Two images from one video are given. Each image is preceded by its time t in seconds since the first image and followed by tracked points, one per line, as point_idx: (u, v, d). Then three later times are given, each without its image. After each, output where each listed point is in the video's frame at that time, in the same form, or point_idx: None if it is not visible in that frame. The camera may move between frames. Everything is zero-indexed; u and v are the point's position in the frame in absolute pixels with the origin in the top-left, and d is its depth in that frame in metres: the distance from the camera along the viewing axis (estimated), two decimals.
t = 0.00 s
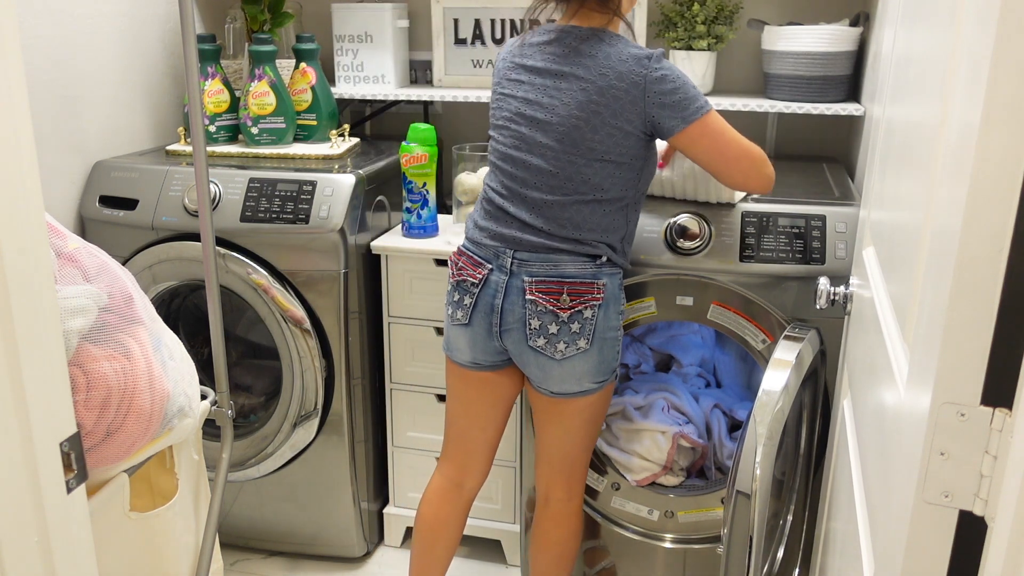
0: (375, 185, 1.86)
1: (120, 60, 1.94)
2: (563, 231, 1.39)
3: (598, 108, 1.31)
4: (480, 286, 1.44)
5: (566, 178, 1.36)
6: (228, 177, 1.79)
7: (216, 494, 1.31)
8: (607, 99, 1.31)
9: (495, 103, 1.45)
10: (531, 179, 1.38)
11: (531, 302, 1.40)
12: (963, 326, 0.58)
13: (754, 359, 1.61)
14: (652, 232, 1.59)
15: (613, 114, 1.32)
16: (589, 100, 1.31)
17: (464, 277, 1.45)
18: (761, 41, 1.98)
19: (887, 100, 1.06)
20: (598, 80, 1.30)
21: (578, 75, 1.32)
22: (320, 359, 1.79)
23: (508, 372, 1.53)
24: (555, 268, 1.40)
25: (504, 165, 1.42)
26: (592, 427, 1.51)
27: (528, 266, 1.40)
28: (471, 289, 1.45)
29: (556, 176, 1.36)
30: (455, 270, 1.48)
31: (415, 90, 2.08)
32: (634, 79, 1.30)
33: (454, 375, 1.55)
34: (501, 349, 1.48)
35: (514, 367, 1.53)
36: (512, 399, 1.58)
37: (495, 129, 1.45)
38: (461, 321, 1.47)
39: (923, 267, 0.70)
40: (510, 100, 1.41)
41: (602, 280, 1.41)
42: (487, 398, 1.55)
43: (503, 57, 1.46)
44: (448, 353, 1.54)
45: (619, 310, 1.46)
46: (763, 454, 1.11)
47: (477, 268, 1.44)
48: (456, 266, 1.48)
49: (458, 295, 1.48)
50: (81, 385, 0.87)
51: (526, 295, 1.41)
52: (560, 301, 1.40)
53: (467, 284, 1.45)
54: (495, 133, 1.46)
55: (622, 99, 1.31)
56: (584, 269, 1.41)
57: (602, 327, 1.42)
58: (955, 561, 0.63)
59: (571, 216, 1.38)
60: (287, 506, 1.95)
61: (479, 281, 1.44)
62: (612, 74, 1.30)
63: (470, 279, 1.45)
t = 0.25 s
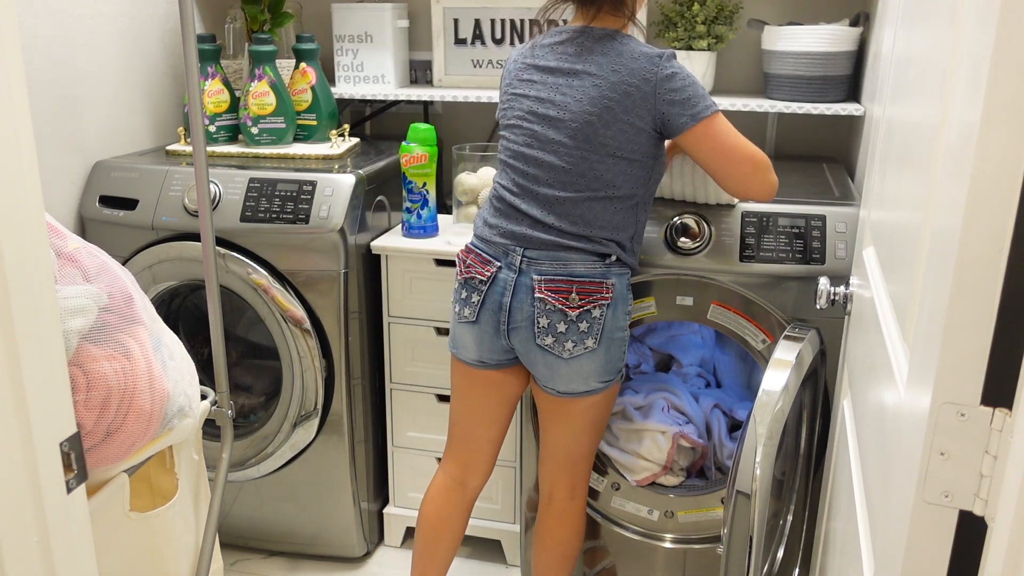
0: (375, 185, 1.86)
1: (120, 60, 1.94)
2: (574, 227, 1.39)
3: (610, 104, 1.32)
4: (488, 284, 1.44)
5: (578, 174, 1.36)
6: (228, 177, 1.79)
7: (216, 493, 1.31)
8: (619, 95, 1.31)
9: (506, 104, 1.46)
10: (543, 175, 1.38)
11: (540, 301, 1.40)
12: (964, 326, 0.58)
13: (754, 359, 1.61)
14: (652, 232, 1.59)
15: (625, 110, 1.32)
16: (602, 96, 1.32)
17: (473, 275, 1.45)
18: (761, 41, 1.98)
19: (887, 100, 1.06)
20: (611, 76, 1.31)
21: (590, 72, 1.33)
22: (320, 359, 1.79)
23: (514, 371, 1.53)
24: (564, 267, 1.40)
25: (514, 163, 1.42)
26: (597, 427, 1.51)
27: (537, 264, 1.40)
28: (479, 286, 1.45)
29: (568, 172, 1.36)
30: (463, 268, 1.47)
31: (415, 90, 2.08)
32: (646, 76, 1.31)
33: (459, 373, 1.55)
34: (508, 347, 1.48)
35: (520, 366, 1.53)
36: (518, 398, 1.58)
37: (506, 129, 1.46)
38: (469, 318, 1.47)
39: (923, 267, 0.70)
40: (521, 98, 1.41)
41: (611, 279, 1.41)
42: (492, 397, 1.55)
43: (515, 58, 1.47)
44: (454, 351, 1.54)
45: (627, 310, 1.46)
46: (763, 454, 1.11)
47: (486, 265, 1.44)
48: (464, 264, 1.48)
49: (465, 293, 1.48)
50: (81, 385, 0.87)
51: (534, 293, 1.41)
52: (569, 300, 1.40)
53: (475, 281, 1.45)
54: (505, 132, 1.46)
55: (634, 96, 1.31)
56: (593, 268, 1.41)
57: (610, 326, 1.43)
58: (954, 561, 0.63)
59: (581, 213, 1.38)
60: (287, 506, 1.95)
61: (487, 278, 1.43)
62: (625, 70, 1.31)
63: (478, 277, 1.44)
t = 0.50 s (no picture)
0: (375, 185, 1.86)
1: (120, 60, 1.94)
2: (580, 223, 1.39)
3: (613, 99, 1.32)
4: (495, 283, 1.43)
5: (584, 169, 1.36)
6: (228, 177, 1.79)
7: (216, 493, 1.31)
8: (622, 89, 1.32)
9: (511, 105, 1.46)
10: (548, 172, 1.38)
11: (548, 299, 1.40)
12: (964, 325, 0.58)
13: (754, 359, 1.61)
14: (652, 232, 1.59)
15: (629, 105, 1.33)
16: (605, 92, 1.32)
17: (479, 274, 1.45)
18: (761, 41, 1.98)
19: (887, 100, 1.06)
20: (613, 72, 1.32)
21: (593, 69, 1.34)
22: (320, 359, 1.79)
23: (519, 370, 1.53)
24: (572, 265, 1.39)
25: (519, 161, 1.43)
26: (602, 427, 1.51)
27: (546, 263, 1.40)
28: (486, 286, 1.44)
29: (574, 168, 1.36)
30: (469, 268, 1.47)
31: (415, 90, 2.08)
32: (647, 71, 1.31)
33: (463, 373, 1.55)
34: (515, 347, 1.48)
35: (525, 365, 1.53)
36: (521, 397, 1.58)
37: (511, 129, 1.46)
38: (475, 318, 1.47)
39: (923, 266, 0.70)
40: (525, 98, 1.42)
41: (619, 278, 1.42)
42: (496, 396, 1.55)
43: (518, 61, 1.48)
44: (458, 351, 1.54)
45: (633, 308, 1.46)
46: (763, 454, 1.11)
47: (492, 264, 1.43)
48: (469, 264, 1.48)
49: (471, 293, 1.47)
50: (81, 385, 0.87)
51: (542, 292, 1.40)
52: (578, 298, 1.39)
53: (482, 281, 1.45)
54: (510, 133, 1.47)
55: (638, 90, 1.32)
56: (601, 266, 1.41)
57: (617, 325, 1.43)
58: (954, 561, 0.63)
59: (586, 209, 1.38)
60: (287, 506, 1.95)
61: (494, 277, 1.43)
62: (626, 65, 1.32)
63: (485, 276, 1.44)
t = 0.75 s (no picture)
0: (375, 185, 1.86)
1: (120, 60, 1.94)
2: (582, 222, 1.39)
3: (615, 100, 1.32)
4: (498, 283, 1.43)
5: (586, 169, 1.36)
6: (228, 177, 1.79)
7: (216, 493, 1.31)
8: (624, 90, 1.32)
9: (512, 104, 1.46)
10: (550, 172, 1.38)
11: (552, 298, 1.40)
12: (964, 325, 0.58)
13: (754, 359, 1.61)
14: (653, 232, 1.59)
15: (631, 105, 1.32)
16: (607, 92, 1.32)
17: (482, 274, 1.45)
18: (761, 41, 1.98)
19: (887, 100, 1.06)
20: (614, 72, 1.32)
21: (594, 68, 1.33)
22: (320, 359, 1.79)
23: (520, 369, 1.53)
24: (575, 264, 1.39)
25: (520, 161, 1.43)
26: (603, 425, 1.52)
27: (549, 262, 1.40)
28: (489, 285, 1.44)
29: (576, 168, 1.36)
30: (471, 267, 1.47)
31: (415, 90, 2.08)
32: (648, 71, 1.31)
33: (464, 373, 1.55)
34: (518, 346, 1.48)
35: (527, 365, 1.53)
36: (522, 396, 1.58)
37: (512, 128, 1.46)
38: (478, 317, 1.47)
39: (923, 266, 0.70)
40: (526, 98, 1.42)
41: (621, 276, 1.42)
42: (498, 395, 1.55)
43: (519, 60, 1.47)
44: (459, 351, 1.54)
45: (635, 307, 1.46)
46: (763, 454, 1.11)
47: (494, 264, 1.43)
48: (471, 263, 1.47)
49: (473, 292, 1.47)
50: (81, 385, 0.87)
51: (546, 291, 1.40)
52: (581, 297, 1.39)
53: (484, 280, 1.44)
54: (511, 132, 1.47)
55: (639, 90, 1.32)
56: (603, 265, 1.41)
57: (620, 323, 1.43)
58: (954, 561, 0.63)
59: (588, 209, 1.38)
60: (287, 506, 1.95)
61: (497, 277, 1.43)
62: (627, 65, 1.31)
63: (488, 276, 1.44)
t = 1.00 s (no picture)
0: (375, 185, 1.86)
1: (120, 59, 1.94)
2: (582, 224, 1.39)
3: (627, 103, 1.32)
4: (494, 281, 1.44)
5: (592, 172, 1.36)
6: (228, 177, 1.79)
7: (216, 493, 1.31)
8: (637, 93, 1.32)
9: (511, 103, 1.44)
10: (555, 174, 1.38)
11: (546, 297, 1.40)
12: (963, 324, 0.58)
13: (754, 359, 1.61)
14: (653, 232, 1.59)
15: (640, 108, 1.33)
16: (618, 95, 1.32)
17: (478, 272, 1.45)
18: (761, 41, 1.98)
19: (887, 100, 1.06)
20: (625, 75, 1.32)
21: (605, 70, 1.32)
22: (320, 359, 1.79)
23: (516, 367, 1.53)
24: (569, 263, 1.40)
25: (523, 162, 1.41)
26: (598, 424, 1.51)
27: (543, 261, 1.40)
28: (485, 283, 1.45)
29: (581, 171, 1.36)
30: (469, 265, 1.47)
31: (416, 90, 2.08)
32: (661, 74, 1.32)
33: (463, 370, 1.55)
34: (513, 343, 1.48)
35: (524, 362, 1.53)
36: (520, 394, 1.58)
37: (511, 128, 1.44)
38: (474, 315, 1.47)
39: (923, 266, 0.70)
40: (529, 98, 1.40)
41: (616, 276, 1.42)
42: (496, 393, 1.55)
43: (516, 56, 1.44)
44: (458, 347, 1.54)
45: (631, 306, 1.46)
46: (763, 454, 1.11)
47: (491, 263, 1.43)
48: (468, 261, 1.48)
49: (471, 290, 1.47)
50: (81, 385, 0.87)
51: (540, 290, 1.41)
52: (575, 296, 1.40)
53: (481, 278, 1.45)
54: (510, 131, 1.45)
55: (651, 93, 1.32)
56: (598, 265, 1.41)
57: (614, 322, 1.43)
58: (954, 561, 0.63)
59: (594, 211, 1.38)
60: (287, 507, 1.95)
61: (493, 275, 1.43)
62: (639, 69, 1.31)
63: (484, 274, 1.44)
